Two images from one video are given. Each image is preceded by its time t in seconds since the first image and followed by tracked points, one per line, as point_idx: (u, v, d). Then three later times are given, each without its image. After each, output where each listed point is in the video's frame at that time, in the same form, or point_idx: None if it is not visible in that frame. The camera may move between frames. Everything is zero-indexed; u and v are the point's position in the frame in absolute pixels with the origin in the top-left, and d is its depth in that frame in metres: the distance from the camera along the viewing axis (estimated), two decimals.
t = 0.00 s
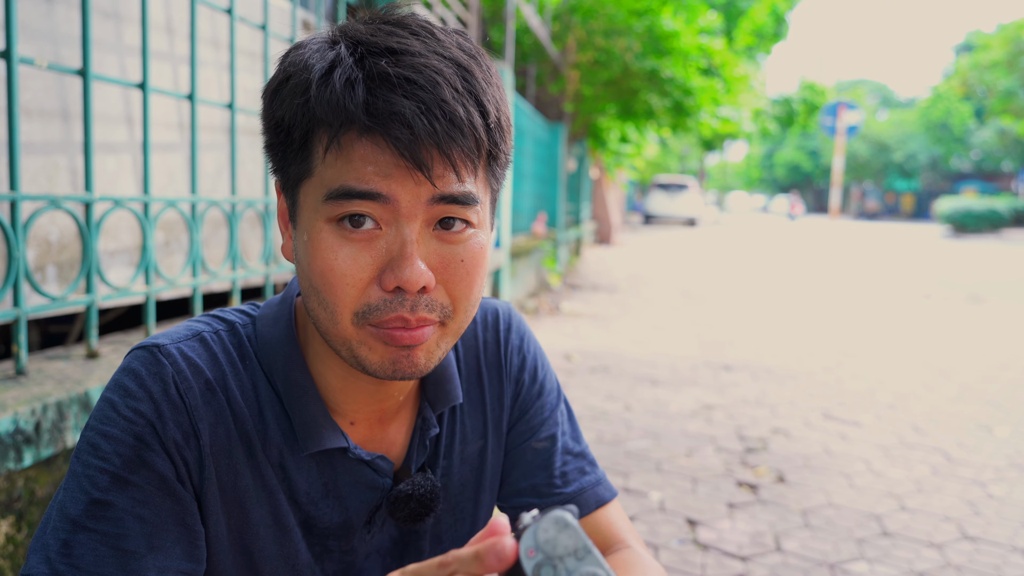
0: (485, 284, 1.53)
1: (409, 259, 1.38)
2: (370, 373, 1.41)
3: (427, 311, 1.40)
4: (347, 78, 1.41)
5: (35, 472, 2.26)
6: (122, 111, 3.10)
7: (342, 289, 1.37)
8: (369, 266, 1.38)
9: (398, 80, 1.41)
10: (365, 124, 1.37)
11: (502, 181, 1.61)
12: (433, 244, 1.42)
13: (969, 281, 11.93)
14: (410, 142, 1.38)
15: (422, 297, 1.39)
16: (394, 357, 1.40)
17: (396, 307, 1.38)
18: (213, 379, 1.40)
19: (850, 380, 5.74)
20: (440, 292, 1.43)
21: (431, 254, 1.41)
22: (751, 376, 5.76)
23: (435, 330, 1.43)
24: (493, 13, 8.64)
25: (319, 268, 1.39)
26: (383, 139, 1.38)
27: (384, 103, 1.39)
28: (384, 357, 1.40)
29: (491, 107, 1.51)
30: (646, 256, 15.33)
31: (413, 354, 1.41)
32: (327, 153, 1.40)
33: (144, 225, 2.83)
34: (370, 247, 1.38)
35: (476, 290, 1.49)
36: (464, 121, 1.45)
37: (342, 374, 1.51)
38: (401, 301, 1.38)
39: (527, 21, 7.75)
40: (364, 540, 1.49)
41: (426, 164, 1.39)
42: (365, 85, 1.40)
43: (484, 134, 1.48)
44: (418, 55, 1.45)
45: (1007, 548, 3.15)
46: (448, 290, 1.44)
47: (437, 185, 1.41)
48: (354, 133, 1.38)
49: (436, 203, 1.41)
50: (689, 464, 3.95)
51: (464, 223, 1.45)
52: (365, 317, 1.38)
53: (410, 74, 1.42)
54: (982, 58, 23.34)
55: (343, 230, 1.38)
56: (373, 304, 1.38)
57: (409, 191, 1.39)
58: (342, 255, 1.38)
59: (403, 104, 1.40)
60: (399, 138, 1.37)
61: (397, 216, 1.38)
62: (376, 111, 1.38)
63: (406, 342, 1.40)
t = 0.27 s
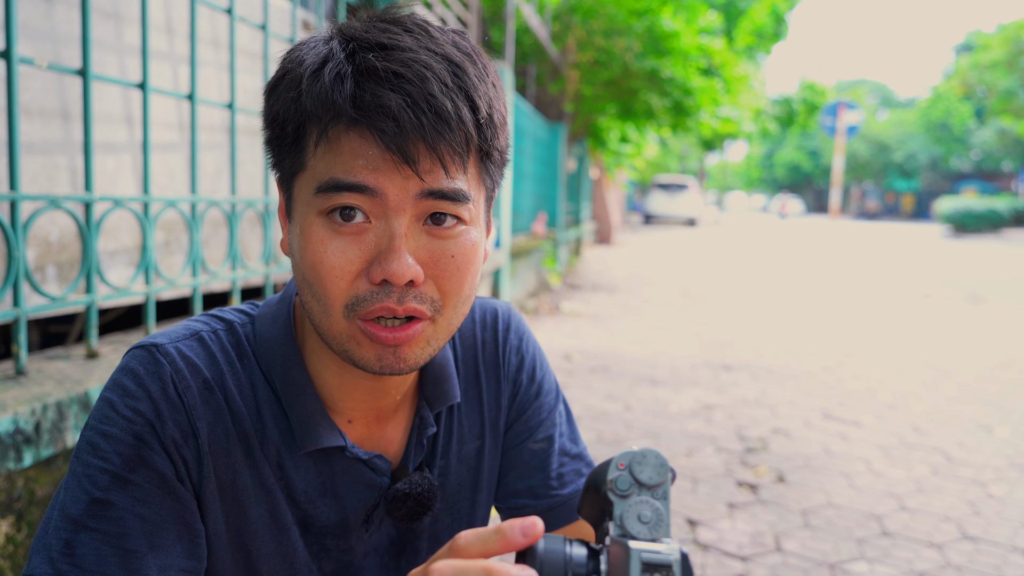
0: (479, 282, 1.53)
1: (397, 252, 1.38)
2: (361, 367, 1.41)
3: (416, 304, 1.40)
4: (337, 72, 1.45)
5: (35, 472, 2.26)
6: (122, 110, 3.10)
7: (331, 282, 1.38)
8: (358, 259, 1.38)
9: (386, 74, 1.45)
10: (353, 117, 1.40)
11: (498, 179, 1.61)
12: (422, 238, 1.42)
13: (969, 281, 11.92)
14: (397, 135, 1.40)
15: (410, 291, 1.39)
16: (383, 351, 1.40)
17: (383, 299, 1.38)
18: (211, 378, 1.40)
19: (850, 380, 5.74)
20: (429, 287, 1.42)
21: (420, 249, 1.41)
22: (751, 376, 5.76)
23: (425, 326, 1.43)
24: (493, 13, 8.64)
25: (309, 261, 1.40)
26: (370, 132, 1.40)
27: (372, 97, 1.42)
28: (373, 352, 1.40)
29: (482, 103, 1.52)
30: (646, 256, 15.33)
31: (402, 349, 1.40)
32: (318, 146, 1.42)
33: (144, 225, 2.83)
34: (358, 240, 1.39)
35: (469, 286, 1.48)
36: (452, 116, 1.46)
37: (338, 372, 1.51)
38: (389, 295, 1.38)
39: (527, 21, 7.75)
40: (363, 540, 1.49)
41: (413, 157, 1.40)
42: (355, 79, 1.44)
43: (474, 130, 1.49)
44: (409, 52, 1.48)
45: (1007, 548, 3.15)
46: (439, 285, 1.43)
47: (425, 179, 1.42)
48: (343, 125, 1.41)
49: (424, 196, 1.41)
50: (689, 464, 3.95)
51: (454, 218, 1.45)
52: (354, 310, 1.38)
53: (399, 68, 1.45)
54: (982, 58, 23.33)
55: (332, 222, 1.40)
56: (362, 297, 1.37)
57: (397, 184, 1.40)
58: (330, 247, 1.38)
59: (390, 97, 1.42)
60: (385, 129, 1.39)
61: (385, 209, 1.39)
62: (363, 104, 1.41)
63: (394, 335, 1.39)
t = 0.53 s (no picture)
0: (470, 265, 1.56)
1: (385, 233, 1.42)
2: (352, 352, 1.43)
3: (405, 285, 1.44)
4: (321, 58, 1.50)
5: (35, 472, 2.26)
6: (122, 110, 3.10)
7: (322, 265, 1.42)
8: (347, 242, 1.42)
9: (369, 58, 1.50)
10: (337, 101, 1.45)
11: (484, 163, 1.65)
12: (410, 220, 1.46)
13: (969, 282, 11.92)
14: (381, 116, 1.44)
15: (399, 272, 1.43)
16: (373, 332, 1.43)
17: (373, 280, 1.41)
18: (211, 370, 1.42)
19: (850, 380, 5.74)
20: (419, 269, 1.46)
21: (408, 231, 1.46)
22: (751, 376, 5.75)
23: (416, 307, 1.46)
24: (493, 13, 8.64)
25: (300, 245, 1.44)
26: (355, 114, 1.45)
27: (355, 79, 1.47)
28: (365, 334, 1.42)
29: (465, 86, 1.57)
30: (646, 256, 15.32)
31: (393, 330, 1.43)
32: (305, 132, 1.47)
33: (144, 225, 2.83)
34: (347, 223, 1.43)
35: (459, 268, 1.51)
36: (435, 97, 1.51)
37: (336, 364, 1.53)
38: (377, 276, 1.41)
39: (528, 22, 7.75)
40: (358, 536, 1.47)
41: (398, 138, 1.45)
42: (338, 65, 1.49)
43: (458, 113, 1.54)
44: (390, 37, 1.54)
45: (1007, 548, 3.15)
46: (428, 267, 1.47)
47: (411, 160, 1.46)
48: (328, 111, 1.46)
49: (410, 177, 1.46)
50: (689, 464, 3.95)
51: (442, 200, 1.49)
52: (344, 292, 1.41)
53: (381, 53, 1.51)
54: (982, 58, 23.30)
55: (320, 206, 1.44)
56: (352, 279, 1.41)
57: (384, 167, 1.44)
58: (320, 231, 1.43)
59: (373, 78, 1.47)
60: (369, 112, 1.44)
61: (372, 192, 1.44)
62: (347, 87, 1.46)
63: (385, 316, 1.42)
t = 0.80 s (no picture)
0: (460, 257, 1.57)
1: (373, 221, 1.42)
2: (343, 344, 1.43)
3: (393, 273, 1.42)
4: (304, 50, 1.56)
5: (34, 472, 2.26)
6: (122, 110, 3.10)
7: (310, 254, 1.42)
8: (335, 232, 1.43)
9: (350, 46, 1.55)
10: (321, 91, 1.48)
11: (472, 153, 1.68)
12: (397, 207, 1.46)
13: (969, 282, 11.92)
14: (364, 103, 1.47)
15: (388, 259, 1.42)
16: (363, 320, 1.42)
17: (363, 269, 1.41)
18: (201, 368, 1.43)
19: (850, 380, 5.74)
20: (408, 258, 1.46)
21: (396, 219, 1.46)
22: (751, 376, 5.76)
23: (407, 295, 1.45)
24: (493, 13, 8.63)
25: (288, 236, 1.45)
26: (338, 102, 1.48)
27: (338, 68, 1.51)
28: (355, 324, 1.42)
29: (449, 72, 1.61)
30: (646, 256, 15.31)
31: (383, 319, 1.42)
32: (291, 126, 1.50)
33: (144, 225, 2.83)
34: (335, 213, 1.43)
35: (448, 257, 1.52)
36: (418, 83, 1.54)
37: (328, 362, 1.54)
38: (367, 264, 1.41)
39: (528, 22, 7.73)
40: (346, 537, 1.48)
41: (382, 125, 1.47)
42: (321, 56, 1.54)
43: (442, 100, 1.58)
44: (372, 26, 1.60)
45: (1007, 548, 3.15)
46: (418, 256, 1.47)
47: (397, 148, 1.48)
48: (312, 102, 1.49)
49: (397, 165, 1.47)
50: (689, 464, 3.95)
51: (429, 187, 1.50)
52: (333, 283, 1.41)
53: (362, 41, 1.56)
54: (982, 58, 23.29)
55: (307, 196, 1.45)
56: (341, 269, 1.41)
57: (369, 155, 1.45)
58: (307, 222, 1.43)
59: (355, 66, 1.51)
60: (353, 100, 1.47)
61: (359, 180, 1.45)
62: (330, 76, 1.50)
63: (375, 305, 1.42)
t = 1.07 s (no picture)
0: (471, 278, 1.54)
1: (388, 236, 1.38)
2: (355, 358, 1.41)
3: (407, 289, 1.38)
4: (329, 58, 1.54)
5: (34, 472, 2.26)
6: (122, 110, 3.10)
7: (322, 267, 1.40)
8: (349, 244, 1.40)
9: (377, 59, 1.52)
10: (343, 100, 1.46)
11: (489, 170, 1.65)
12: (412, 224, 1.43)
13: (969, 281, 11.92)
14: (387, 117, 1.44)
15: (400, 275, 1.37)
16: (374, 337, 1.39)
17: (375, 284, 1.38)
18: (204, 370, 1.42)
19: (850, 380, 5.74)
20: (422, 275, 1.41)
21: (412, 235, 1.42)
22: (751, 376, 5.76)
23: (419, 313, 1.41)
24: (493, 13, 8.63)
25: (303, 247, 1.42)
26: (361, 114, 1.45)
27: (363, 80, 1.48)
28: (366, 339, 1.39)
29: (473, 90, 1.59)
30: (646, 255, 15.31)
31: (394, 336, 1.39)
32: (311, 133, 1.48)
33: (144, 225, 2.83)
34: (350, 225, 1.41)
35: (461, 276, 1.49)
36: (442, 100, 1.52)
37: (332, 368, 1.51)
38: (379, 280, 1.38)
39: (528, 22, 7.73)
40: (345, 542, 1.48)
41: (404, 141, 1.44)
42: (346, 65, 1.52)
43: (464, 116, 1.56)
44: (400, 38, 1.57)
45: (1007, 548, 3.15)
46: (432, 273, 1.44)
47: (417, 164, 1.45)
48: (333, 111, 1.46)
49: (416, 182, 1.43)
50: (689, 464, 3.95)
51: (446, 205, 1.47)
52: (344, 296, 1.39)
53: (390, 54, 1.54)
54: (982, 58, 23.28)
55: (323, 206, 1.43)
56: (353, 282, 1.39)
57: (387, 170, 1.43)
58: (322, 233, 1.41)
59: (380, 79, 1.48)
60: (375, 112, 1.44)
61: (376, 195, 1.42)
62: (354, 87, 1.47)
63: (387, 322, 1.38)
